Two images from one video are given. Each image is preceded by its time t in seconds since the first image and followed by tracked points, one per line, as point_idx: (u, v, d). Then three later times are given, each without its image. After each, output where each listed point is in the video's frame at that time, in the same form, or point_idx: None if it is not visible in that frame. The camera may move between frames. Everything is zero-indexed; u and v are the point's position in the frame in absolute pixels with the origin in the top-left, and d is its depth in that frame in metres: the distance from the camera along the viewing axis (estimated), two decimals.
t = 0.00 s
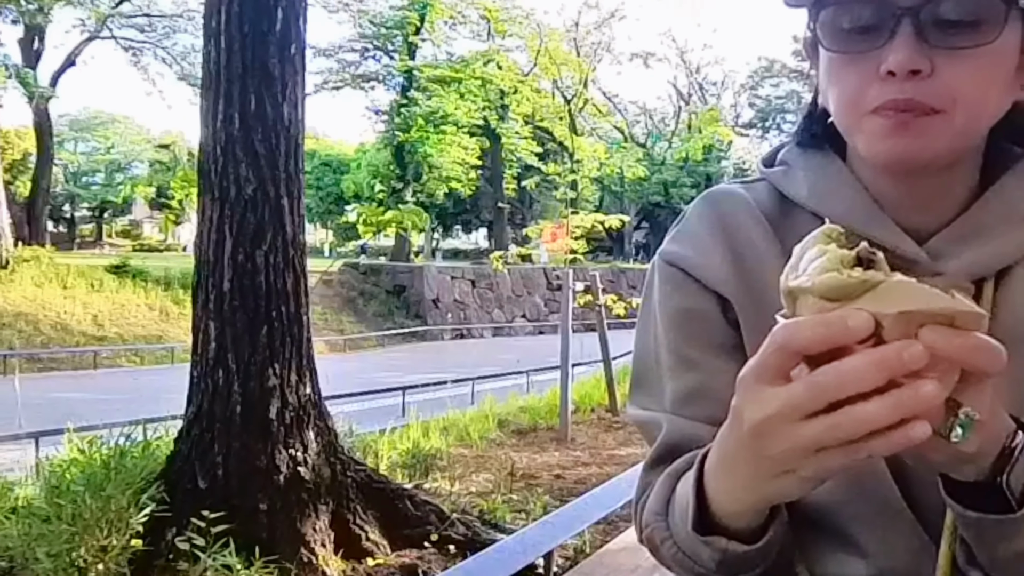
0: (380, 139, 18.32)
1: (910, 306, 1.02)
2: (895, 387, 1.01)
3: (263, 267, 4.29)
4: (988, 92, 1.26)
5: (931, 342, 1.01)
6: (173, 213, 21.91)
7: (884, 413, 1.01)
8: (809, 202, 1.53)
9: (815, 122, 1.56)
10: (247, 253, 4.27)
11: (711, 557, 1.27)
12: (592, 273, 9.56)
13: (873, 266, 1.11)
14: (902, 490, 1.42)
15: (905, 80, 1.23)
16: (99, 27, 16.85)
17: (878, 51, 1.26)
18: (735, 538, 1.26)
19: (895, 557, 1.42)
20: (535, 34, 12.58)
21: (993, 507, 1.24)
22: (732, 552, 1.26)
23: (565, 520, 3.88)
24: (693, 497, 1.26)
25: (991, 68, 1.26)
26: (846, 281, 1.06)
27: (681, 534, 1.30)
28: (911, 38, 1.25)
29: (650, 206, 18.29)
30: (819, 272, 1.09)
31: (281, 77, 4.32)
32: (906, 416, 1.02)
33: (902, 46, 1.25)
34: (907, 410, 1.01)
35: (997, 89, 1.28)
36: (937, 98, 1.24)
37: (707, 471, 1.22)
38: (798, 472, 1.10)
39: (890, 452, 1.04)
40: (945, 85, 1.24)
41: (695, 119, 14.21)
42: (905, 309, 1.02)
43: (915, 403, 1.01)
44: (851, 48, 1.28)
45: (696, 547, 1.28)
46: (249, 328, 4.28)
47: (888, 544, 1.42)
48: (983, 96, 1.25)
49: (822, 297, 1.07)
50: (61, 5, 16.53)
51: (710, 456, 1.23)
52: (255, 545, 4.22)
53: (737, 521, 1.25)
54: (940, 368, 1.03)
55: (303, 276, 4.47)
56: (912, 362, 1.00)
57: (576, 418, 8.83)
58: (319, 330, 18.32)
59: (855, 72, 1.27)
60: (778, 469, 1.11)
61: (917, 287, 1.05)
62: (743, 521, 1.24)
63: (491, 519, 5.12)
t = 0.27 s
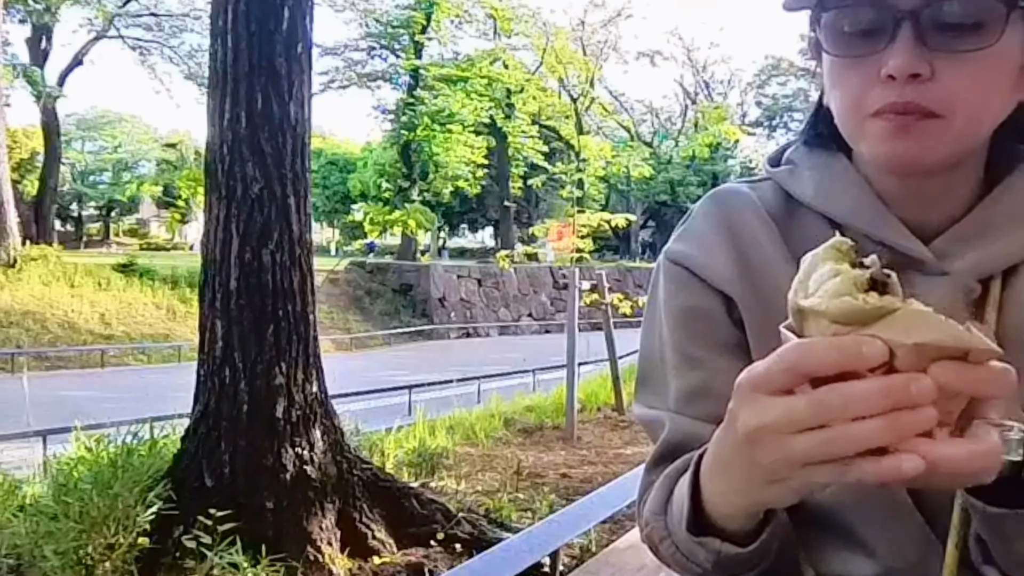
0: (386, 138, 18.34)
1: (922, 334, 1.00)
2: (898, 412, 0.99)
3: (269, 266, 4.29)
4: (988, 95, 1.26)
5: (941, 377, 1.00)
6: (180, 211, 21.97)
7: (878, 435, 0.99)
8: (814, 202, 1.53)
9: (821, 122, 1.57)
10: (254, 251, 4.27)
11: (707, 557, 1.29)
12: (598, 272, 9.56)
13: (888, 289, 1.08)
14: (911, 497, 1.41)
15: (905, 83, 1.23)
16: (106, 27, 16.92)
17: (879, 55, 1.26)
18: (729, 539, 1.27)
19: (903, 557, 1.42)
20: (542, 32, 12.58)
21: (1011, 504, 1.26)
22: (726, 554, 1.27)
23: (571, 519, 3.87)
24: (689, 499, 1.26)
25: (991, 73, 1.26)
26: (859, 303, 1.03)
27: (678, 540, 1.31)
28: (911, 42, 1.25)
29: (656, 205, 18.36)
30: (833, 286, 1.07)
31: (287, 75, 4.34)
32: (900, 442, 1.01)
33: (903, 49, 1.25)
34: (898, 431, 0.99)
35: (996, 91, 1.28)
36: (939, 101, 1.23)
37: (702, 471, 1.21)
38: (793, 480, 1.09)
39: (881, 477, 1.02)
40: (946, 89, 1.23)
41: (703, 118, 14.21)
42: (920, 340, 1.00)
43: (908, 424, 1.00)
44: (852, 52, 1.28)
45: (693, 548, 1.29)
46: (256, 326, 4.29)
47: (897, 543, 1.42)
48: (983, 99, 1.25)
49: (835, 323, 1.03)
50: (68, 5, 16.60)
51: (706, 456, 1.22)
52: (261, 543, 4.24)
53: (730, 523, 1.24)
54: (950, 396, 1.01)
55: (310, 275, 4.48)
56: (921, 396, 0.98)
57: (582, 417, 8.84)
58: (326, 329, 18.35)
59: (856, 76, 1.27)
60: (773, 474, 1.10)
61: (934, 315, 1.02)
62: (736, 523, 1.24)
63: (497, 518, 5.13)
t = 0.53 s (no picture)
0: (392, 137, 18.37)
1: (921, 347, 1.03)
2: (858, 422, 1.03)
3: (276, 265, 4.30)
4: (998, 99, 1.25)
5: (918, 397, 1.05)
6: (187, 210, 22.03)
7: (840, 445, 1.03)
8: (822, 201, 1.52)
9: (826, 122, 1.57)
10: (261, 250, 4.28)
11: (711, 555, 1.30)
12: (605, 270, 9.56)
13: (901, 290, 1.10)
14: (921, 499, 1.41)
15: (918, 86, 1.23)
16: (113, 26, 16.98)
17: (890, 58, 1.26)
18: (734, 535, 1.29)
19: (912, 556, 1.42)
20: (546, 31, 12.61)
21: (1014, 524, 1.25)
22: (729, 551, 1.28)
23: (576, 519, 3.87)
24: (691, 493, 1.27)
25: (1004, 75, 1.26)
26: (873, 306, 1.05)
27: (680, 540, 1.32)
28: (924, 45, 1.25)
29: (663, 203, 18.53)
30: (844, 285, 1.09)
31: (294, 75, 4.34)
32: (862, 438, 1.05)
33: (915, 53, 1.24)
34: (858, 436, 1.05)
35: (1007, 93, 1.28)
36: (950, 104, 1.23)
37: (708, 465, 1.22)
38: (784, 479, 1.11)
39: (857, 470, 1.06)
40: (959, 92, 1.23)
41: (708, 116, 14.22)
42: (935, 344, 1.02)
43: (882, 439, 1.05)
44: (862, 54, 1.28)
45: (700, 544, 1.30)
46: (263, 325, 4.29)
47: (904, 542, 1.42)
48: (992, 104, 1.25)
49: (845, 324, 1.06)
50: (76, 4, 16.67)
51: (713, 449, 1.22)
52: (268, 542, 4.24)
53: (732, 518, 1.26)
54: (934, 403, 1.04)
55: (316, 274, 4.49)
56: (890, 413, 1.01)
57: (588, 416, 8.84)
58: (332, 327, 18.37)
59: (867, 78, 1.27)
60: (760, 464, 1.11)
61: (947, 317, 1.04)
62: (738, 519, 1.26)
63: (503, 516, 5.13)
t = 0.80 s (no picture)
0: (398, 136, 18.38)
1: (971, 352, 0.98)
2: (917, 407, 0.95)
3: (282, 263, 4.31)
4: (1004, 99, 1.25)
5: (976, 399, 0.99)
6: (193, 209, 22.06)
7: (873, 451, 0.96)
8: (829, 201, 1.52)
9: (835, 121, 1.56)
10: (267, 249, 4.29)
11: (714, 561, 1.30)
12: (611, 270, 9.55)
13: (927, 297, 1.06)
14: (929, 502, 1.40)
15: (923, 88, 1.23)
16: (120, 26, 17.02)
17: (896, 60, 1.25)
18: (736, 542, 1.29)
19: (921, 558, 1.41)
20: (554, 30, 12.56)
21: None
22: (730, 556, 1.29)
23: (583, 517, 3.87)
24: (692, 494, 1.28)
25: (1009, 74, 1.25)
26: (912, 313, 1.01)
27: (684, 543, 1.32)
28: (929, 44, 1.24)
29: (669, 202, 18.50)
30: (874, 294, 1.04)
31: (300, 74, 4.35)
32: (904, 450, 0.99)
33: (920, 53, 1.24)
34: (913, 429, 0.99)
35: (1014, 95, 1.27)
36: (956, 105, 1.23)
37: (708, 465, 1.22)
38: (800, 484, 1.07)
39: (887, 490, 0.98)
40: (962, 94, 1.23)
41: (714, 115, 14.21)
42: (972, 350, 0.98)
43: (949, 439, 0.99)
44: (868, 55, 1.28)
45: (703, 549, 1.30)
46: (269, 323, 4.30)
47: (912, 545, 1.41)
48: (998, 104, 1.25)
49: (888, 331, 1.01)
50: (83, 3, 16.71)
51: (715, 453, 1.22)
52: (274, 539, 4.26)
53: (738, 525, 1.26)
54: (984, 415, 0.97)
55: (323, 273, 4.49)
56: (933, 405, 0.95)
57: (595, 415, 8.84)
58: (339, 326, 18.37)
59: (874, 81, 1.27)
60: (778, 469, 1.08)
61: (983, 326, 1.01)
62: (744, 525, 1.26)
63: (509, 516, 5.13)
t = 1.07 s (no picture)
0: (405, 135, 18.38)
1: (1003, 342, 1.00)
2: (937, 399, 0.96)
3: (289, 263, 4.32)
4: (1012, 101, 1.25)
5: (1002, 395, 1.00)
6: (200, 208, 22.09)
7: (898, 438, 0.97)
8: (836, 200, 1.52)
9: (840, 120, 1.55)
10: (274, 249, 4.30)
11: (707, 554, 1.30)
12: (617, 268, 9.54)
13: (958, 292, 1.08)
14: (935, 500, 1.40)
15: (933, 89, 1.22)
16: (127, 25, 17.06)
17: (905, 61, 1.25)
18: (730, 534, 1.29)
19: (927, 556, 1.41)
20: (561, 29, 12.52)
21: None
22: (724, 547, 1.29)
23: (590, 516, 3.87)
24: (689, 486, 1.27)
25: (1019, 75, 1.25)
26: (954, 311, 1.01)
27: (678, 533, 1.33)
28: (938, 47, 1.24)
29: (676, 202, 18.46)
30: (912, 291, 1.03)
31: (307, 73, 4.35)
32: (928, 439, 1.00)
33: (930, 56, 1.23)
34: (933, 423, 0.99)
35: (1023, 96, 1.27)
36: (967, 106, 1.22)
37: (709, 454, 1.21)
38: (809, 471, 1.07)
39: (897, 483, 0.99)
40: (972, 95, 1.22)
41: (721, 114, 14.18)
42: (1015, 344, 1.00)
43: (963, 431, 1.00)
44: (876, 57, 1.28)
45: (699, 539, 1.29)
46: (276, 323, 4.31)
47: (919, 540, 1.41)
48: (1007, 106, 1.24)
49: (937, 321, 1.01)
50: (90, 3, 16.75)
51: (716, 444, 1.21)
52: (281, 538, 4.26)
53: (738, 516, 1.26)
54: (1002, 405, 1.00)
55: (329, 272, 4.50)
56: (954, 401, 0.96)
57: (601, 414, 8.83)
58: (345, 325, 18.37)
59: (882, 82, 1.26)
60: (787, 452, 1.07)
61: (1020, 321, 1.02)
62: (741, 516, 1.26)
63: (516, 514, 5.13)
